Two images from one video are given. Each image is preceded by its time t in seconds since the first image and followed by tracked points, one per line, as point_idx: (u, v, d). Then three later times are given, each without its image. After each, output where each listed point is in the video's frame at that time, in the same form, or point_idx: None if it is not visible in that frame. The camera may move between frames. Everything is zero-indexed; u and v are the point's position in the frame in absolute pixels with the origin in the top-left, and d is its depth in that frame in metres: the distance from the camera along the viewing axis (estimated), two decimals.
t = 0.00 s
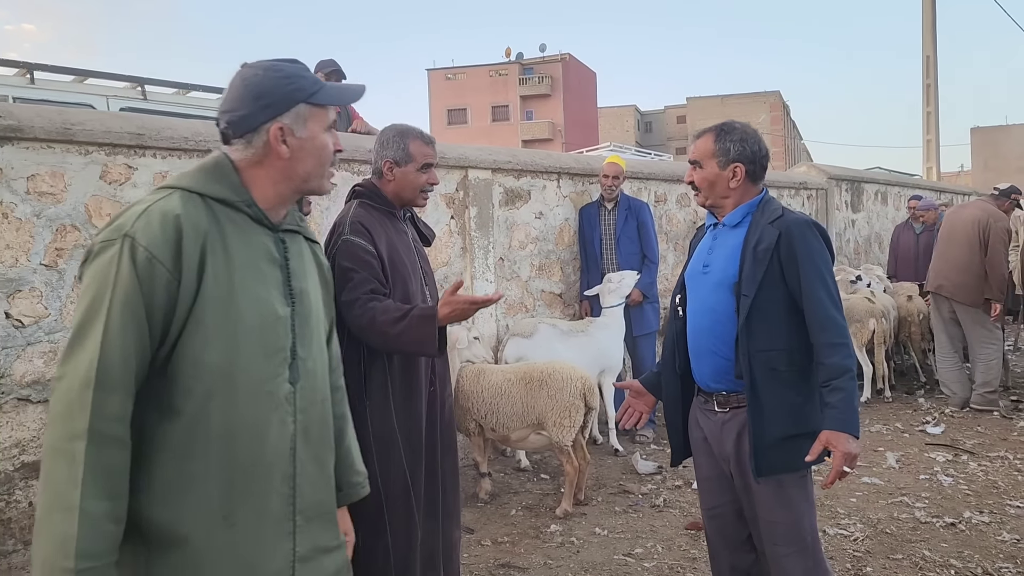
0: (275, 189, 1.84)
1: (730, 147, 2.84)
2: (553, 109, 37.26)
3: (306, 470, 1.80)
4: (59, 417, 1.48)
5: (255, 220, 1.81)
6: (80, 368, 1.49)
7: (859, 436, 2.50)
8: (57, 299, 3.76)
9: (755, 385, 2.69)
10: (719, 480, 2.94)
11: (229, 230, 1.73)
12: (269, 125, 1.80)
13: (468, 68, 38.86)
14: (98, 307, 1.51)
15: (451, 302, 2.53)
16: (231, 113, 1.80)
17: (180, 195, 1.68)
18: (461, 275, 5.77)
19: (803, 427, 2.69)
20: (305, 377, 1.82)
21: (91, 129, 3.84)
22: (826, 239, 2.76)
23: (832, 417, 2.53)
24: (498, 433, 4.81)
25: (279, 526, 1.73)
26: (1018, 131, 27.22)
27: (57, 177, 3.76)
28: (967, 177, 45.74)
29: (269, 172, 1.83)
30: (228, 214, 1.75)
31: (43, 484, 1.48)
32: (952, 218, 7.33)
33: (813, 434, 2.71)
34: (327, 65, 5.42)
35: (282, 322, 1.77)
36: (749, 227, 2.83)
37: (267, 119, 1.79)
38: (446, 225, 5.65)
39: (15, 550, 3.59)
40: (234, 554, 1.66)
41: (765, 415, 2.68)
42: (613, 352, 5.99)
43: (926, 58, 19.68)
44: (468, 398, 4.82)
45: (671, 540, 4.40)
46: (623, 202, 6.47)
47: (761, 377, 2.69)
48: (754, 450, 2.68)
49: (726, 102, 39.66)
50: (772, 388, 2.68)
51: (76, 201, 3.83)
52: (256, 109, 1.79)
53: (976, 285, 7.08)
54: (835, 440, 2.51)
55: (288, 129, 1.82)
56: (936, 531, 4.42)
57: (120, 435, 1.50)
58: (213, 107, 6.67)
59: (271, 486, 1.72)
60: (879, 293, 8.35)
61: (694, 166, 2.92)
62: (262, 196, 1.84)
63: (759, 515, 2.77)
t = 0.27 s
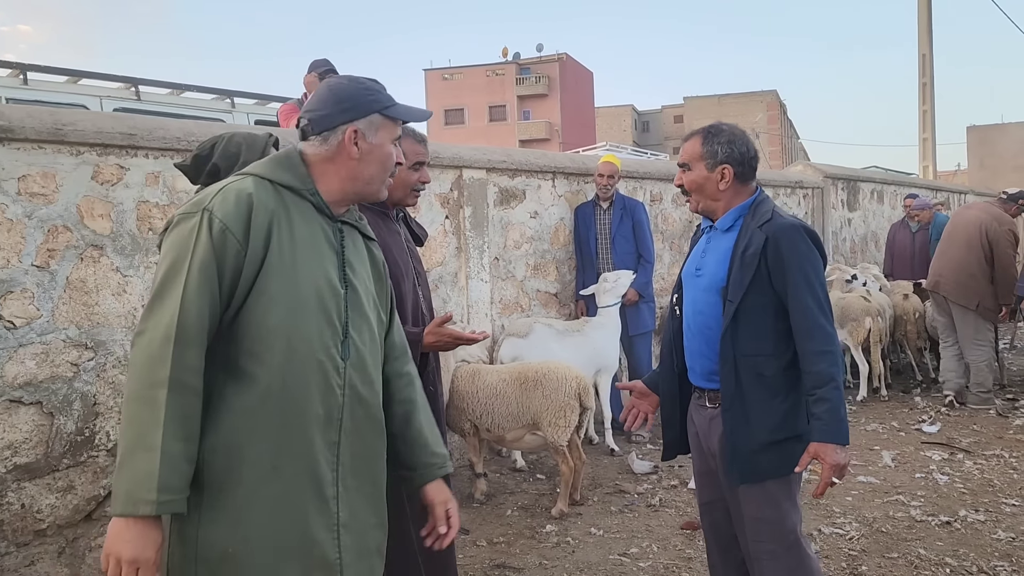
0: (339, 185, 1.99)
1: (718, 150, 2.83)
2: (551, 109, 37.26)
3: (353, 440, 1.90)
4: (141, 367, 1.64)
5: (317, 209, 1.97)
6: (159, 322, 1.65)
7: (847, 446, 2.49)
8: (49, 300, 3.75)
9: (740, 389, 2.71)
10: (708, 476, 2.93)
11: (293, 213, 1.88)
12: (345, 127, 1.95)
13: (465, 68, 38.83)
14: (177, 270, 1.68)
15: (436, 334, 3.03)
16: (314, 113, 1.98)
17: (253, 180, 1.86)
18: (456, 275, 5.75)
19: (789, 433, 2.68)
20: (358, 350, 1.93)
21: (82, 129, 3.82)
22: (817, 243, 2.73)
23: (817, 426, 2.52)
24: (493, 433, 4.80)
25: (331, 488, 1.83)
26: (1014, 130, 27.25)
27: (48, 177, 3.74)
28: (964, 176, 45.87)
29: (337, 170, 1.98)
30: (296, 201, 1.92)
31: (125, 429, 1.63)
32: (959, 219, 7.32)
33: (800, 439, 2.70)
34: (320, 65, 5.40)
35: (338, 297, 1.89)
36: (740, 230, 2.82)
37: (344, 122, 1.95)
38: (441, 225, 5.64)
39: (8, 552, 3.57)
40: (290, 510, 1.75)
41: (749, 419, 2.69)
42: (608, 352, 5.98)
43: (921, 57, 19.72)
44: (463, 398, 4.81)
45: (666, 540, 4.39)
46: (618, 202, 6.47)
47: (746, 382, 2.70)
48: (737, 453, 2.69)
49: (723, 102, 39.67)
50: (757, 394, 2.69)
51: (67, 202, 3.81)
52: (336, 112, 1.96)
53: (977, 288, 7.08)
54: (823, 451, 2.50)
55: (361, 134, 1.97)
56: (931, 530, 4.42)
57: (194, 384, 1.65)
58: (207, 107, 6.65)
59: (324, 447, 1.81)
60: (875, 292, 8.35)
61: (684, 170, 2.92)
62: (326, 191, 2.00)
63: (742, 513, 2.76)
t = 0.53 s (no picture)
0: (334, 179, 2.06)
1: (710, 150, 2.83)
2: (548, 108, 37.26)
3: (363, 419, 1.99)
4: (162, 357, 1.70)
5: (313, 202, 2.04)
6: (178, 312, 1.71)
7: (850, 437, 2.50)
8: (42, 301, 3.73)
9: (741, 388, 2.69)
10: (706, 477, 2.93)
11: (291, 206, 1.96)
12: (336, 122, 2.02)
13: (462, 68, 38.82)
14: (187, 263, 1.75)
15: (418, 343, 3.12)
16: (303, 109, 2.05)
17: (248, 177, 1.94)
18: (451, 276, 5.74)
19: (791, 429, 2.68)
20: (360, 335, 2.03)
21: (75, 130, 3.80)
22: (812, 238, 2.74)
23: (821, 419, 2.52)
24: (488, 434, 4.80)
25: (348, 465, 1.92)
26: (1010, 129, 27.29)
27: (40, 178, 3.73)
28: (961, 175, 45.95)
29: (332, 163, 2.05)
30: (291, 193, 1.98)
31: (155, 418, 1.68)
32: (961, 229, 7.57)
33: (801, 435, 2.70)
34: (315, 65, 5.39)
35: (341, 283, 1.98)
36: (734, 229, 2.81)
37: (334, 116, 2.02)
38: (436, 225, 5.63)
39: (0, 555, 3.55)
40: (315, 485, 1.83)
41: (751, 419, 2.66)
42: (604, 353, 5.98)
43: (918, 56, 19.75)
44: (458, 399, 4.81)
45: (661, 541, 4.39)
46: (614, 202, 6.47)
47: (746, 380, 2.69)
48: (739, 452, 2.67)
49: (720, 101, 39.68)
50: (758, 391, 2.67)
51: (60, 203, 3.80)
52: (326, 107, 2.03)
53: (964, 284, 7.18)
54: (827, 442, 2.50)
55: (352, 127, 2.04)
56: (927, 530, 4.42)
57: (220, 366, 1.72)
58: (202, 108, 6.63)
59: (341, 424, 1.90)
60: (871, 292, 8.36)
61: (676, 170, 2.91)
62: (322, 185, 2.07)
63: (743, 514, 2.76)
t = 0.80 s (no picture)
0: (303, 181, 2.05)
1: (707, 150, 2.83)
2: (546, 108, 37.26)
3: (354, 418, 2.00)
4: (149, 376, 1.73)
5: (285, 207, 2.02)
6: (160, 330, 1.74)
7: (854, 435, 2.51)
8: (36, 302, 3.72)
9: (744, 387, 2.67)
10: (705, 478, 2.92)
11: (261, 211, 1.95)
12: (299, 125, 2.01)
13: (460, 68, 38.82)
14: (164, 282, 1.76)
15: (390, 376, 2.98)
16: (266, 116, 2.03)
17: (217, 189, 1.91)
18: (448, 275, 5.73)
19: (792, 429, 2.68)
20: (342, 334, 2.03)
21: (69, 130, 3.79)
22: (810, 237, 2.75)
23: (825, 417, 2.53)
24: (485, 434, 4.79)
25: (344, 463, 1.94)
26: (1007, 128, 27.33)
27: (34, 179, 3.72)
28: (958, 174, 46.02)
29: (300, 166, 2.04)
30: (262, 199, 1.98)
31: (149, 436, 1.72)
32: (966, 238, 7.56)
33: (801, 434, 2.70)
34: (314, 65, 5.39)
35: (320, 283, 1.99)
36: (732, 229, 2.81)
37: (297, 120, 2.01)
38: (432, 225, 5.62)
39: None
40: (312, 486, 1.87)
41: (754, 418, 2.65)
42: (601, 353, 5.97)
43: (915, 56, 19.76)
44: (455, 399, 4.80)
45: (658, 541, 4.38)
46: (611, 201, 6.46)
47: (749, 380, 2.67)
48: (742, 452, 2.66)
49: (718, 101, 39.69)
50: (760, 390, 2.66)
51: (54, 204, 3.78)
52: (289, 109, 2.01)
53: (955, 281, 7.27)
54: (832, 441, 2.51)
55: (316, 128, 2.02)
56: (924, 529, 4.42)
57: (205, 379, 1.74)
58: (199, 108, 6.62)
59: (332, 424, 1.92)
60: (868, 291, 8.36)
61: (671, 170, 2.90)
62: (291, 188, 2.05)
63: (743, 514, 2.75)
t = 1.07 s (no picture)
0: (294, 177, 2.15)
1: (707, 150, 2.83)
2: (544, 108, 37.26)
3: (342, 413, 2.10)
4: (133, 373, 1.85)
5: (278, 202, 2.13)
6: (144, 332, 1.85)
7: (856, 434, 2.53)
8: (35, 302, 3.72)
9: (748, 388, 2.67)
10: (704, 479, 2.92)
11: (257, 213, 2.05)
12: (289, 122, 2.11)
13: (458, 68, 38.82)
14: (152, 285, 1.88)
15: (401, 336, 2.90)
16: (257, 114, 2.14)
17: (211, 190, 2.01)
18: (447, 275, 5.73)
19: (794, 429, 2.69)
20: (335, 329, 2.13)
21: (68, 130, 3.78)
22: (811, 237, 2.75)
23: (828, 417, 2.54)
24: (483, 434, 4.79)
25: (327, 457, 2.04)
26: (1004, 128, 27.37)
27: (33, 178, 3.71)
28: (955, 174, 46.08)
29: (290, 163, 2.15)
30: (256, 202, 2.07)
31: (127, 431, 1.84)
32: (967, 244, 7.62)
33: (803, 434, 2.72)
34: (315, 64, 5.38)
35: (311, 284, 2.08)
36: (734, 229, 2.81)
37: (286, 117, 2.11)
38: (431, 225, 5.62)
39: None
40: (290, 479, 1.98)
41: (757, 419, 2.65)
42: (600, 353, 5.98)
43: (912, 56, 19.78)
44: (453, 399, 4.80)
45: (657, 540, 4.38)
46: (609, 201, 6.46)
47: (752, 380, 2.67)
48: (746, 452, 2.66)
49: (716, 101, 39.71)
50: (764, 391, 2.66)
51: (52, 204, 3.78)
52: (279, 108, 2.11)
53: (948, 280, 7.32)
54: (835, 440, 2.53)
55: (306, 125, 2.13)
56: (922, 529, 4.43)
57: (179, 381, 1.85)
58: (198, 108, 6.61)
59: (315, 420, 2.02)
60: (866, 291, 8.37)
61: (672, 170, 2.90)
62: (282, 183, 2.16)
63: (744, 514, 2.76)
